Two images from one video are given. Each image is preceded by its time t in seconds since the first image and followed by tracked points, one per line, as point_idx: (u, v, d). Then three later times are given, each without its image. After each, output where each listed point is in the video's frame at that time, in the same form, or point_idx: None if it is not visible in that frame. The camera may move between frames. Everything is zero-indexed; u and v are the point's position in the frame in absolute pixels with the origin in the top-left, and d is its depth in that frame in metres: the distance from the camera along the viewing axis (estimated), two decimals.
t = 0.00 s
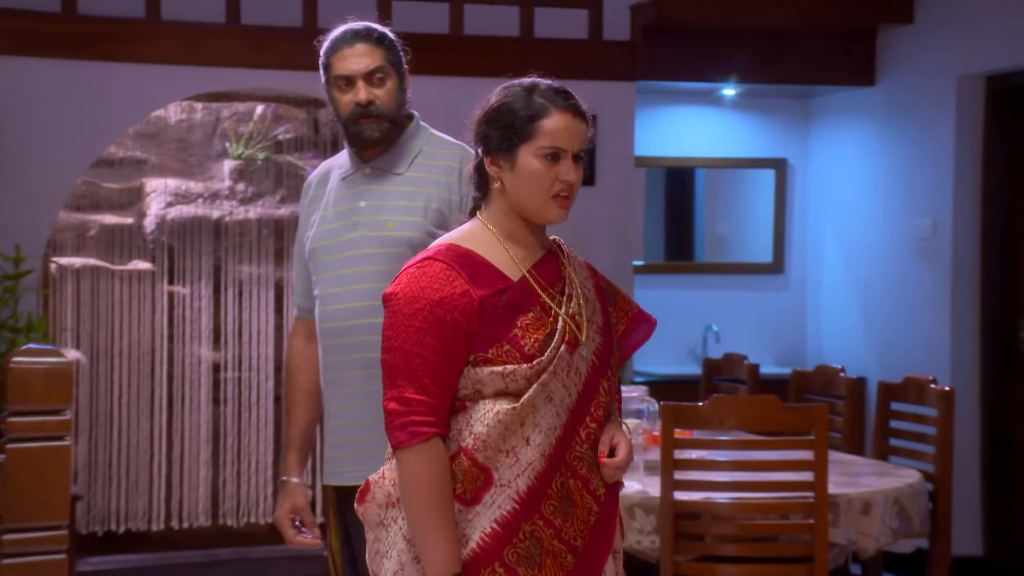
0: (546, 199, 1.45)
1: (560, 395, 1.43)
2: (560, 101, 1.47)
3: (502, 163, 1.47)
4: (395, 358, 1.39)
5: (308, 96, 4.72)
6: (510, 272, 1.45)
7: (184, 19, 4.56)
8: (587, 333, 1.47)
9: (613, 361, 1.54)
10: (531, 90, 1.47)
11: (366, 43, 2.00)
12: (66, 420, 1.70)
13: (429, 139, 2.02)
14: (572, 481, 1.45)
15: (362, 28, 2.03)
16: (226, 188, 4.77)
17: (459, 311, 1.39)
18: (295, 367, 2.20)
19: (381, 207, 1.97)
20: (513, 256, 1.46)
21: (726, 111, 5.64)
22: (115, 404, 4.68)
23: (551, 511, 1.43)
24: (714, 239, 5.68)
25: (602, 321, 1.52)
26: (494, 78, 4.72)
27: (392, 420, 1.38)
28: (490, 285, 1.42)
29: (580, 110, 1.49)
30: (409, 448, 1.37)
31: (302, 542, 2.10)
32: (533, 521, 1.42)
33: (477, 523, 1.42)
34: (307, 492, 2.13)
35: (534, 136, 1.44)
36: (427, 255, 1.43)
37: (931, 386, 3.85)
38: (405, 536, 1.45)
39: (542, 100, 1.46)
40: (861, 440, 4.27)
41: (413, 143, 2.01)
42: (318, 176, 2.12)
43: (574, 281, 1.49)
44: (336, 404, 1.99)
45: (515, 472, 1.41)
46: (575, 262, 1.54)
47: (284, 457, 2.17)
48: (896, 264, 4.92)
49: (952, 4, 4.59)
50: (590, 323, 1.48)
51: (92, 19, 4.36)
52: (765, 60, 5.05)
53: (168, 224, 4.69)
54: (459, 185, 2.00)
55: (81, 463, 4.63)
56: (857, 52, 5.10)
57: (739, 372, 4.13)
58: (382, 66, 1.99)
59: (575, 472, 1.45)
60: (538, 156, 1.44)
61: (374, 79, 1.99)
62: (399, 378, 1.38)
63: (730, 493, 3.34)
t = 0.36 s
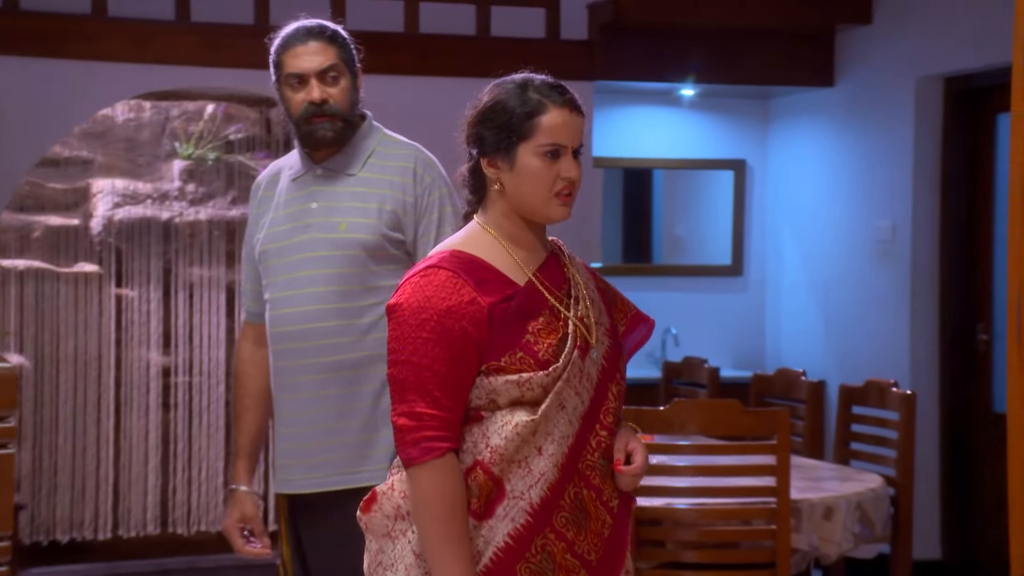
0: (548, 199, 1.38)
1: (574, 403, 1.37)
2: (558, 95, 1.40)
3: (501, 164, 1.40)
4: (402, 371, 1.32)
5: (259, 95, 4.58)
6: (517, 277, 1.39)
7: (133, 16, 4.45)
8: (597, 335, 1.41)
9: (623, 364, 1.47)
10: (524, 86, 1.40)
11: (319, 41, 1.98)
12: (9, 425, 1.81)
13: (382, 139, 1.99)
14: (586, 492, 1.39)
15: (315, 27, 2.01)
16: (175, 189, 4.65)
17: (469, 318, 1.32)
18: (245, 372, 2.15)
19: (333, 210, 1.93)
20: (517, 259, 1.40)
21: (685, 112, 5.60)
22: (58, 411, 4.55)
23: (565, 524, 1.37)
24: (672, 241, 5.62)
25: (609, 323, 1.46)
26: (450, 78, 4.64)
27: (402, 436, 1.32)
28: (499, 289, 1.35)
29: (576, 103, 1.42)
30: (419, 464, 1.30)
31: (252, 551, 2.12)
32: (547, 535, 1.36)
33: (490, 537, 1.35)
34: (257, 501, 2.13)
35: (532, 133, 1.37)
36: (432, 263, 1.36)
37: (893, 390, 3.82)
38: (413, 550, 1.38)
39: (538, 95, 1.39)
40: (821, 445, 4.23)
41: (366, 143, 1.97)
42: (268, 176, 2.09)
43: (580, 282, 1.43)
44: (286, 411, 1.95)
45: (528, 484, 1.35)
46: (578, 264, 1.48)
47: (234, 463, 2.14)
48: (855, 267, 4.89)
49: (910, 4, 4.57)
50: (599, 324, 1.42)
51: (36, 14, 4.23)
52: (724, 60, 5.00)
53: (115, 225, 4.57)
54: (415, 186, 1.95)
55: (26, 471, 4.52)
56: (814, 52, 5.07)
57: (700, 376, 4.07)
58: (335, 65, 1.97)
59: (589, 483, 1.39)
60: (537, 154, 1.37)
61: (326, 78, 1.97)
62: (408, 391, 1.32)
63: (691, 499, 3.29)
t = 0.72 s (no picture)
0: (555, 194, 1.36)
1: (590, 407, 1.36)
2: (562, 86, 1.37)
3: (505, 158, 1.38)
4: (410, 374, 1.30)
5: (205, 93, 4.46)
6: (526, 275, 1.37)
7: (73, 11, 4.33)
8: (609, 336, 1.40)
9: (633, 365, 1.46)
10: (530, 77, 1.37)
11: (263, 37, 1.91)
12: None
13: (328, 138, 1.94)
14: (601, 499, 1.38)
15: (258, 22, 1.94)
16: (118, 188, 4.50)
17: (481, 320, 1.30)
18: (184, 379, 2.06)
19: (278, 210, 1.89)
20: (524, 257, 1.38)
21: (638, 111, 5.53)
22: None
23: (579, 532, 1.36)
24: (625, 241, 5.52)
25: (619, 322, 1.45)
26: (398, 75, 4.58)
27: (413, 442, 1.29)
28: (509, 289, 1.33)
29: (581, 93, 1.40)
30: (433, 470, 1.29)
31: (194, 562, 2.02)
32: (561, 544, 1.35)
33: (504, 545, 1.34)
34: (199, 510, 2.03)
35: (537, 126, 1.35)
36: (438, 261, 1.34)
37: (851, 392, 3.77)
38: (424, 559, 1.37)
39: (543, 86, 1.37)
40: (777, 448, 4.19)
41: (311, 142, 1.92)
42: (207, 177, 2.02)
43: (588, 282, 1.42)
44: (231, 417, 1.90)
45: (544, 491, 1.34)
46: (583, 264, 1.46)
47: (173, 472, 2.05)
48: (810, 268, 4.85)
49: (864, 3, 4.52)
50: (609, 323, 1.41)
51: None
52: (677, 60, 4.96)
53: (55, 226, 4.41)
54: (362, 186, 1.91)
55: None
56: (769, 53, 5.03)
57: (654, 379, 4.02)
58: (280, 61, 1.90)
59: (604, 489, 1.38)
60: (543, 148, 1.35)
61: (271, 75, 1.90)
62: (419, 395, 1.30)
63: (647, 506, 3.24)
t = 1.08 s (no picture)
0: (541, 198, 1.33)
1: (584, 415, 1.33)
2: (547, 86, 1.34)
3: (489, 161, 1.34)
4: (402, 386, 1.24)
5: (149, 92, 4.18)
6: (517, 280, 1.34)
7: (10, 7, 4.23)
8: (598, 342, 1.38)
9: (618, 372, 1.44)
10: (515, 77, 1.34)
11: (198, 37, 1.83)
12: None
13: (267, 139, 1.86)
14: (599, 510, 1.35)
15: (192, 21, 1.86)
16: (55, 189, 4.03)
17: (477, 326, 1.26)
18: (117, 386, 1.97)
19: (218, 212, 1.81)
20: (513, 263, 1.35)
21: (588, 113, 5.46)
22: None
23: (580, 545, 1.32)
24: (576, 246, 5.53)
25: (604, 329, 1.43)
26: (347, 75, 4.60)
27: (407, 457, 1.23)
28: (503, 295, 1.30)
29: (567, 95, 1.36)
30: (431, 486, 1.23)
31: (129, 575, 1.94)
32: (562, 557, 1.31)
33: (506, 560, 1.29)
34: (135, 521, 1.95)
35: (523, 127, 1.31)
36: (428, 267, 1.30)
37: (804, 398, 3.73)
38: None
39: (528, 87, 1.33)
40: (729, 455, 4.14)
41: (249, 144, 1.85)
42: (140, 180, 1.93)
43: (574, 288, 1.41)
44: (167, 428, 1.82)
45: (542, 503, 1.30)
46: (566, 270, 1.44)
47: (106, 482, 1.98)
48: (762, 272, 4.81)
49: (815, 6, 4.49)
50: (597, 330, 1.39)
51: None
52: (626, 62, 4.90)
53: None
54: (303, 187, 1.83)
55: None
56: (720, 55, 4.97)
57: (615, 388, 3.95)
58: (217, 62, 1.83)
59: (601, 499, 1.35)
60: (529, 150, 1.31)
61: (207, 76, 1.82)
62: (412, 407, 1.24)
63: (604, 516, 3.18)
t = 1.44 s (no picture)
0: (530, 199, 1.30)
1: (570, 426, 1.33)
2: (540, 86, 1.32)
3: (479, 159, 1.32)
4: (388, 394, 1.23)
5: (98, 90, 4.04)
6: (506, 287, 1.32)
7: None
8: (584, 351, 1.37)
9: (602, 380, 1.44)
10: (508, 75, 1.32)
11: (142, 35, 1.73)
12: None
13: (216, 137, 1.77)
14: (586, 520, 1.35)
15: (135, 17, 1.76)
16: None
17: (465, 336, 1.25)
18: (60, 389, 1.88)
19: (165, 212, 1.72)
20: (502, 269, 1.33)
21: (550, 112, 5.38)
22: None
23: (566, 556, 1.32)
24: (539, 245, 5.48)
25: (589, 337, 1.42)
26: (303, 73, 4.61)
27: (392, 469, 1.22)
28: (492, 304, 1.28)
29: (560, 97, 1.35)
30: (418, 499, 1.22)
31: None
32: (550, 570, 1.31)
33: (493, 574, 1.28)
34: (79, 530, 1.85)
35: (515, 126, 1.29)
36: (417, 272, 1.28)
37: (770, 401, 3.68)
38: None
39: (522, 85, 1.32)
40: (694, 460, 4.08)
41: (197, 142, 1.76)
42: (84, 180, 1.84)
43: (559, 296, 1.40)
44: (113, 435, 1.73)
45: (528, 516, 1.30)
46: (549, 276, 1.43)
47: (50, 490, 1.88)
48: (725, 272, 4.75)
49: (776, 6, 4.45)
50: (582, 338, 1.39)
51: None
52: (587, 60, 4.85)
53: None
54: (253, 186, 1.75)
55: None
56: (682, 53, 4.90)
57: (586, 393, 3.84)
58: (161, 61, 1.73)
59: (587, 511, 1.35)
60: (520, 148, 1.29)
61: (150, 75, 1.73)
62: (399, 417, 1.22)
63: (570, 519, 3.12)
